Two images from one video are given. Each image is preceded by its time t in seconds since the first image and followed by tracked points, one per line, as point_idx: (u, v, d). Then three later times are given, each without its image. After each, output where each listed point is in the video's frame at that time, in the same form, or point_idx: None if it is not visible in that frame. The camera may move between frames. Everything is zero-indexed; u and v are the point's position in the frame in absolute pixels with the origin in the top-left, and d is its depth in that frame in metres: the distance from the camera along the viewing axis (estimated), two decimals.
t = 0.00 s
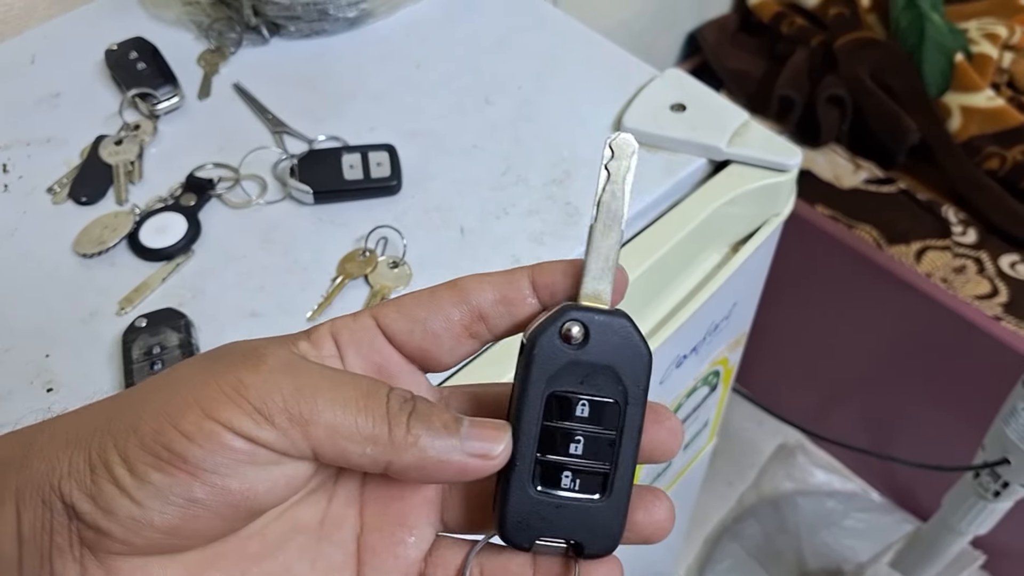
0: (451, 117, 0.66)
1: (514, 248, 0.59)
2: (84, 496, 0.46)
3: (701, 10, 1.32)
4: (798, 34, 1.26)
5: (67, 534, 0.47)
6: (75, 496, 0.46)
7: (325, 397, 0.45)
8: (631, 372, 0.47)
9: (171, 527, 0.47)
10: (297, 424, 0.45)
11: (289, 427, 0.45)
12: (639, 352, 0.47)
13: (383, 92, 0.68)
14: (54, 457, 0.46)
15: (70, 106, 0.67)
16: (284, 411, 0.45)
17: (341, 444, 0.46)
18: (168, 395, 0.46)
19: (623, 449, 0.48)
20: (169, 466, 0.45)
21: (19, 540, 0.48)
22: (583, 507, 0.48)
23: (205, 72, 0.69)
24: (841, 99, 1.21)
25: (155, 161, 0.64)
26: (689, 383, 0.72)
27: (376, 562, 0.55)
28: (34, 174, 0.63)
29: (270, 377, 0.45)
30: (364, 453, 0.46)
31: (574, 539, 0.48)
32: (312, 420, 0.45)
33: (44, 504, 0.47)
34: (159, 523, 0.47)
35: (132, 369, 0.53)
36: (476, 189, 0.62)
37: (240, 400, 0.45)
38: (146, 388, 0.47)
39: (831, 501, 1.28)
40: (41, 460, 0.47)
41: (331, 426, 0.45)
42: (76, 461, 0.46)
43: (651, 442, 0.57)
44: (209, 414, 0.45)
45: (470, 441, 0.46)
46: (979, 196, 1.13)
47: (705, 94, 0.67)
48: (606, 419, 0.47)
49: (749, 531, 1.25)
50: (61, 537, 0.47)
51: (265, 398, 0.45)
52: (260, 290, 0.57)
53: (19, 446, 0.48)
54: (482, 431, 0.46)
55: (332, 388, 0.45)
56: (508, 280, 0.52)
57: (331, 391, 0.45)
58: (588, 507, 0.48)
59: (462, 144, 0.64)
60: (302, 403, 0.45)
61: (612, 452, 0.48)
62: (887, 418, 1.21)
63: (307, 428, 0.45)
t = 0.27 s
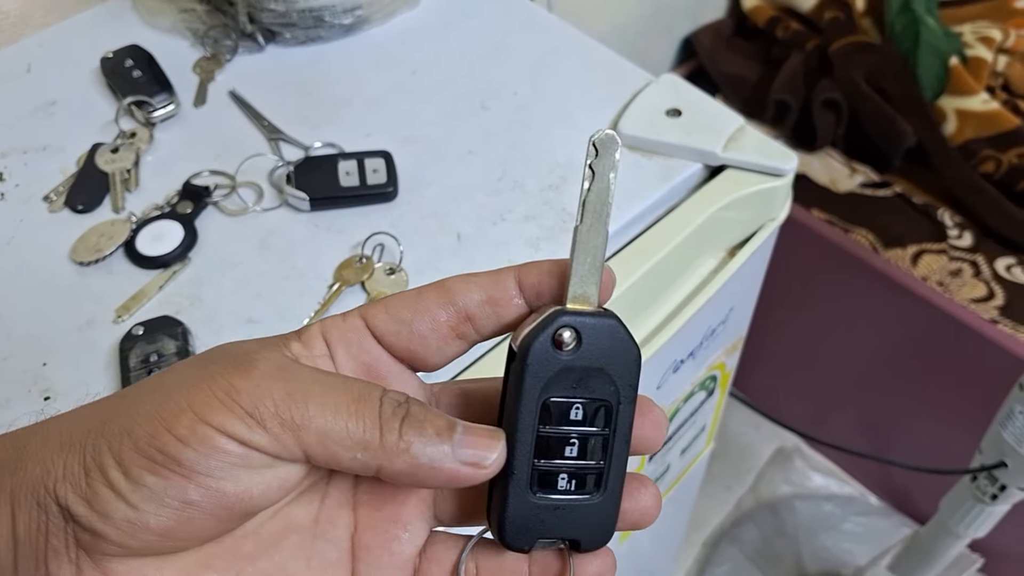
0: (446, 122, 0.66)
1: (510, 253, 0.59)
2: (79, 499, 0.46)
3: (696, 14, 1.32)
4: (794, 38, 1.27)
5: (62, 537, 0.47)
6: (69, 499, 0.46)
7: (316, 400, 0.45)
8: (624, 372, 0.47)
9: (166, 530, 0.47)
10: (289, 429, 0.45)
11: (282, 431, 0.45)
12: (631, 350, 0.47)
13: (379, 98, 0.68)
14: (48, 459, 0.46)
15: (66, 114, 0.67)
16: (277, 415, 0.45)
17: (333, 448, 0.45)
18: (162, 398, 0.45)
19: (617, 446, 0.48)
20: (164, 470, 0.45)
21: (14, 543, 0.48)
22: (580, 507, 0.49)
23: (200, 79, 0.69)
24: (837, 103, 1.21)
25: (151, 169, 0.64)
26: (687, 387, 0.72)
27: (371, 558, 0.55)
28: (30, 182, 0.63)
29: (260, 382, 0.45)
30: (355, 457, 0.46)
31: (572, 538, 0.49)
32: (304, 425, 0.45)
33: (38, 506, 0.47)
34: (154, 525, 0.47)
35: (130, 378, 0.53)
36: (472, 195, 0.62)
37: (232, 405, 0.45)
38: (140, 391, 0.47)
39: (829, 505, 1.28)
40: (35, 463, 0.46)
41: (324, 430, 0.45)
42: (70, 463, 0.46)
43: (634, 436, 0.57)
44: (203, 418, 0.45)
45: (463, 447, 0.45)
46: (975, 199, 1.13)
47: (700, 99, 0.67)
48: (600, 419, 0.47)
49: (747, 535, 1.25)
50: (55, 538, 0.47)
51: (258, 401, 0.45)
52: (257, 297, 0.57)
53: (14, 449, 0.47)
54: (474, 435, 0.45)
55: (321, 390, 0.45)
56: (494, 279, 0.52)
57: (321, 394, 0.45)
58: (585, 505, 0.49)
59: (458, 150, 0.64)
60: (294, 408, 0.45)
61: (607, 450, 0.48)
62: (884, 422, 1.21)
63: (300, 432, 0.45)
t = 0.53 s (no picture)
0: (442, 128, 0.66)
1: (507, 259, 0.59)
2: (79, 502, 0.46)
3: (691, 18, 1.33)
4: (788, 41, 1.27)
5: (63, 541, 0.47)
6: (69, 502, 0.46)
7: (314, 399, 0.45)
8: (619, 366, 0.47)
9: (167, 532, 0.47)
10: (287, 426, 0.45)
11: (280, 429, 0.45)
12: (625, 345, 0.47)
13: (376, 104, 0.68)
14: (49, 463, 0.46)
15: (62, 121, 0.67)
16: (275, 413, 0.45)
17: (331, 445, 0.45)
18: (161, 400, 0.45)
19: (613, 442, 0.48)
20: (163, 471, 0.45)
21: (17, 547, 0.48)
22: (578, 502, 0.48)
23: (197, 85, 0.69)
24: (832, 106, 1.22)
25: (148, 176, 0.64)
26: (684, 391, 0.72)
27: (371, 560, 0.55)
28: (27, 189, 0.63)
29: (259, 379, 0.45)
30: (353, 454, 0.46)
31: (570, 533, 0.49)
32: (302, 421, 0.45)
33: (39, 510, 0.47)
34: (155, 528, 0.47)
35: (128, 385, 0.53)
36: (469, 200, 0.62)
37: (231, 404, 0.45)
38: (138, 394, 0.47)
39: (826, 507, 1.29)
40: (35, 467, 0.47)
41: (322, 426, 0.45)
42: (70, 466, 0.46)
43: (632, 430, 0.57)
44: (202, 418, 0.45)
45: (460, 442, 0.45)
46: (970, 201, 1.14)
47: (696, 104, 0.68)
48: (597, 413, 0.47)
49: (745, 538, 1.25)
50: (57, 543, 0.47)
51: (256, 400, 0.45)
52: (254, 303, 0.57)
53: (14, 455, 0.47)
54: (471, 429, 0.45)
55: (320, 388, 0.45)
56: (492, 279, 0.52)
57: (319, 391, 0.45)
58: (581, 499, 0.48)
59: (455, 156, 0.64)
60: (291, 405, 0.45)
61: (603, 446, 0.48)
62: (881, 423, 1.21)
63: (298, 429, 0.45)
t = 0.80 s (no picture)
0: (441, 132, 0.66)
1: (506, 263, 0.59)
2: (88, 509, 0.46)
3: (687, 21, 1.33)
4: (784, 44, 1.27)
5: (67, 547, 0.47)
6: (77, 507, 0.46)
7: (321, 404, 0.44)
8: (613, 358, 0.46)
9: (176, 538, 0.47)
10: (295, 432, 0.45)
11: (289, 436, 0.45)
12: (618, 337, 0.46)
13: (374, 108, 0.68)
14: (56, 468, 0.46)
15: (61, 127, 0.67)
16: (282, 419, 0.45)
17: (339, 452, 0.45)
18: (169, 408, 0.45)
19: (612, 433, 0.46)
20: (173, 478, 0.45)
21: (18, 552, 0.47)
22: (576, 495, 0.46)
23: (195, 91, 0.69)
24: (828, 108, 1.21)
25: (147, 181, 0.63)
26: (683, 395, 0.72)
27: (371, 555, 0.55)
28: (25, 196, 0.63)
29: (264, 383, 0.45)
30: (362, 460, 0.45)
31: (561, 527, 0.47)
32: (311, 428, 0.45)
33: (42, 516, 0.46)
34: (164, 534, 0.47)
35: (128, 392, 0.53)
36: (468, 205, 0.62)
37: (238, 409, 0.45)
38: (144, 400, 0.46)
39: (825, 509, 1.29)
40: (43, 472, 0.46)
41: (331, 433, 0.44)
42: (78, 472, 0.46)
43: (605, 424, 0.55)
44: (210, 426, 0.45)
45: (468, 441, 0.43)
46: (967, 203, 1.14)
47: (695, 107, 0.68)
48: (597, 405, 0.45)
49: (744, 541, 1.26)
50: (63, 548, 0.47)
51: (264, 406, 0.45)
52: (253, 309, 0.57)
53: (20, 463, 0.47)
54: (479, 422, 0.43)
55: (326, 391, 0.45)
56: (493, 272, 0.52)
57: (324, 394, 0.44)
58: (583, 492, 0.46)
59: (454, 160, 0.64)
60: (299, 411, 0.44)
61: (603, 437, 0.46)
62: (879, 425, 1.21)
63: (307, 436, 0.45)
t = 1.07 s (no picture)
0: (442, 134, 0.66)
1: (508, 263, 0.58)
2: (191, 513, 0.44)
3: (686, 21, 1.33)
4: (784, 44, 1.27)
5: (147, 553, 0.44)
6: (171, 512, 0.43)
7: (422, 387, 0.44)
8: (535, 312, 0.50)
9: (268, 523, 0.47)
10: (388, 414, 0.44)
11: (379, 419, 0.44)
12: (529, 294, 0.50)
13: (375, 110, 0.68)
14: (137, 475, 0.42)
15: (60, 130, 0.66)
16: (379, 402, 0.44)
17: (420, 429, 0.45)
18: (273, 403, 0.43)
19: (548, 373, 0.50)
20: (287, 471, 0.45)
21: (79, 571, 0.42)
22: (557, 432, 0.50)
23: (195, 93, 0.69)
24: (828, 108, 1.21)
25: (147, 184, 0.63)
26: (685, 398, 0.72)
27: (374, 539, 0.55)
28: (25, 199, 0.62)
29: (355, 366, 0.45)
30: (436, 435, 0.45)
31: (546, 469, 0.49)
32: (399, 407, 0.44)
33: (120, 529, 0.42)
34: (261, 523, 0.47)
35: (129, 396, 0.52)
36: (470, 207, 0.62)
37: (344, 399, 0.44)
38: (234, 393, 0.43)
39: (826, 511, 1.28)
40: (119, 483, 0.42)
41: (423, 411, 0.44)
42: (166, 476, 0.42)
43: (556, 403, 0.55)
44: (323, 419, 0.44)
45: (514, 390, 0.45)
46: (968, 203, 1.14)
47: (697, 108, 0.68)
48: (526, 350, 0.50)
49: (744, 543, 1.25)
50: (138, 555, 0.44)
51: (373, 394, 0.44)
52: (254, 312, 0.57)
53: (88, 479, 0.41)
54: (524, 375, 0.46)
55: (418, 372, 0.44)
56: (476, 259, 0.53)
57: (413, 375, 0.44)
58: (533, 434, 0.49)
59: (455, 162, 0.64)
60: (389, 388, 0.44)
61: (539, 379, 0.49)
62: (881, 427, 1.21)
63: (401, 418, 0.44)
